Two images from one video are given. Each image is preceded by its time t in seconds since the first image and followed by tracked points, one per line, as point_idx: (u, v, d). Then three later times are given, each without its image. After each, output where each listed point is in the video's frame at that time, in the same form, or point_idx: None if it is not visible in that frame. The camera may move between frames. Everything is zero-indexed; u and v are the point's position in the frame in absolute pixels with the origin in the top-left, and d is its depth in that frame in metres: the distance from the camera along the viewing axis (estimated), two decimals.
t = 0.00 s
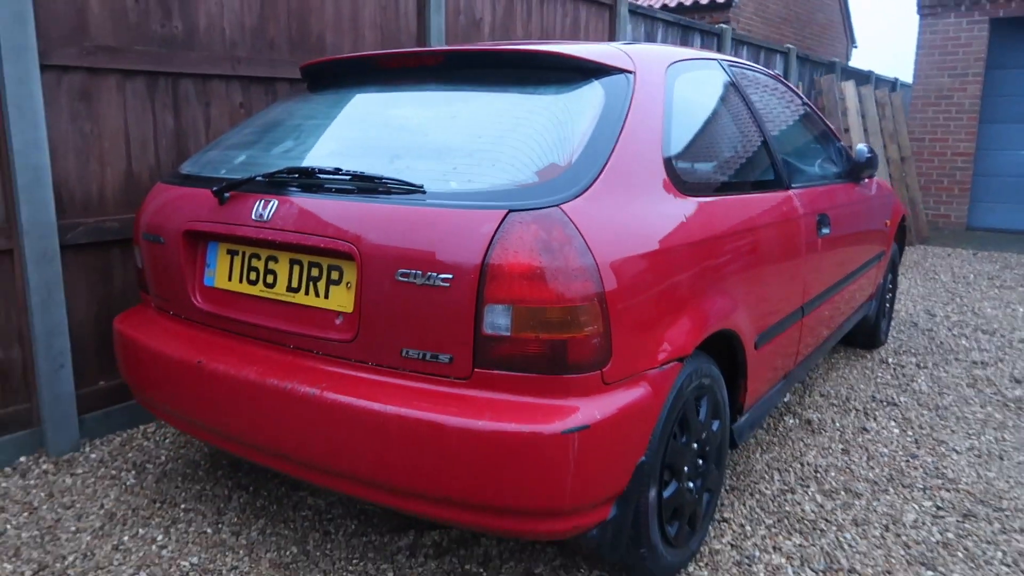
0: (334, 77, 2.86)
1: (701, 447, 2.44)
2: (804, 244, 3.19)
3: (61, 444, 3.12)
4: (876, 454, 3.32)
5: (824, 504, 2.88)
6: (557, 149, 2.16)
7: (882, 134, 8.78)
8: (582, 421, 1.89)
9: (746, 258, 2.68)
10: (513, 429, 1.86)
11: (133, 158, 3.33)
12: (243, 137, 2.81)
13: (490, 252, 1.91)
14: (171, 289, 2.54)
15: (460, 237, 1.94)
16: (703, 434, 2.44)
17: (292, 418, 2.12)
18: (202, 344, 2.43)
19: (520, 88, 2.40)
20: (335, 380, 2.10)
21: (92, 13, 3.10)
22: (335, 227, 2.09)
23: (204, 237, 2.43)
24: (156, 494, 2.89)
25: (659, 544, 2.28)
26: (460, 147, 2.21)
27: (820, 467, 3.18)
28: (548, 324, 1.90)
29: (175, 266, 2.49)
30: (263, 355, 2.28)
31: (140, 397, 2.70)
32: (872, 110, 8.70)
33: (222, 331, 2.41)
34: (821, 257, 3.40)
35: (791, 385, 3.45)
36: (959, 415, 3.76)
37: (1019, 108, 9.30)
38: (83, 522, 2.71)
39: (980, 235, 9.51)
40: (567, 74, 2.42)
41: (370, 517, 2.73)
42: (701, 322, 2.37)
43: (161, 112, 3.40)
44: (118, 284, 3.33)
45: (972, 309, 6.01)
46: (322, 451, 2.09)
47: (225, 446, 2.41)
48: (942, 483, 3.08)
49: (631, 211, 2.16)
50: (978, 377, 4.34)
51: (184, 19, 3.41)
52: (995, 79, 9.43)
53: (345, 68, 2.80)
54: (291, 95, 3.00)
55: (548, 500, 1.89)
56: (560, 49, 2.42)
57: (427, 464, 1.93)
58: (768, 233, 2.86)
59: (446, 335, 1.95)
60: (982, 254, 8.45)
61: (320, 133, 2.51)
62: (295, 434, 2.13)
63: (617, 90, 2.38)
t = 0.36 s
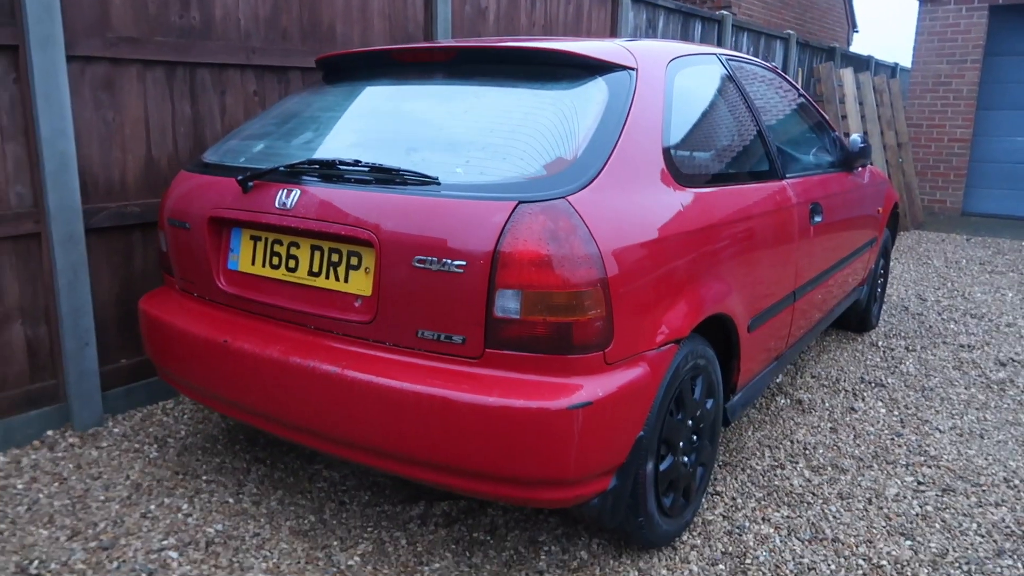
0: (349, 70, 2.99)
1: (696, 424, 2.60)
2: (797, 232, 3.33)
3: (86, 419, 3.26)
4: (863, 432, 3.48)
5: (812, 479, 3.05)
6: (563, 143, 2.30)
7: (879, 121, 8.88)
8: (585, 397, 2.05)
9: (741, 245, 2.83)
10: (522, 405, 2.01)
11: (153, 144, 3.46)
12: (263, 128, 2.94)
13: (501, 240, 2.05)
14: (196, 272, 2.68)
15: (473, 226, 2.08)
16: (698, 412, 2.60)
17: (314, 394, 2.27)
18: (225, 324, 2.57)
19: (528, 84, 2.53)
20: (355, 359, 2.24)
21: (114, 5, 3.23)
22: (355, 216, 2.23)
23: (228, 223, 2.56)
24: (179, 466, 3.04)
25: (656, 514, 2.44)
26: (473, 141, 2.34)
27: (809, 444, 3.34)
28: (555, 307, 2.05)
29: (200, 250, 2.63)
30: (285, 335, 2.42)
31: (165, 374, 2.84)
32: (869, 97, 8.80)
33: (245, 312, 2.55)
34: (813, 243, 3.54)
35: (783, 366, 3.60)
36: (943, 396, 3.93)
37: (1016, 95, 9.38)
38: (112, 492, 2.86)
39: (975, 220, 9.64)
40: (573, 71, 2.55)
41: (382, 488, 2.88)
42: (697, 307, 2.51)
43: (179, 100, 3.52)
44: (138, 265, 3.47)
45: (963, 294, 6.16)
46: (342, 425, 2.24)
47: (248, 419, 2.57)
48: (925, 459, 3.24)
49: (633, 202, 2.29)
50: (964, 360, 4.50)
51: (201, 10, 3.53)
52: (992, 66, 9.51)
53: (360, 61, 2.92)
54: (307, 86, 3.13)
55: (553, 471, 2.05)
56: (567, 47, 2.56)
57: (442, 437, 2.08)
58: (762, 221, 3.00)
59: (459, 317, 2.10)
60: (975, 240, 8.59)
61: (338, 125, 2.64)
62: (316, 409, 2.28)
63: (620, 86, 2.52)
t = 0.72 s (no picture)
0: (348, 75, 3.05)
1: (687, 421, 2.68)
2: (784, 232, 3.42)
3: (89, 419, 3.31)
4: (849, 428, 3.58)
5: (799, 474, 3.14)
6: (560, 151, 2.37)
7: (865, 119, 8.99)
8: (582, 397, 2.12)
9: (731, 247, 2.91)
10: (521, 405, 2.08)
11: (153, 147, 3.50)
12: (263, 132, 3.00)
13: (500, 245, 2.12)
14: (199, 275, 2.74)
15: (473, 232, 2.14)
16: (689, 409, 2.68)
17: (317, 394, 2.34)
18: (229, 326, 2.63)
19: (525, 91, 2.59)
20: (358, 360, 2.31)
21: (115, 10, 3.27)
22: (358, 221, 2.29)
23: (231, 227, 2.63)
24: (181, 465, 3.10)
25: (649, 509, 2.52)
26: (471, 147, 2.41)
27: (797, 440, 3.43)
28: (552, 310, 2.12)
29: (204, 254, 2.70)
30: (288, 337, 2.49)
31: (168, 374, 2.90)
32: (856, 96, 8.90)
33: (248, 314, 2.61)
34: (800, 243, 3.63)
35: (772, 364, 3.69)
36: (927, 393, 4.03)
37: (1000, 94, 9.50)
38: (116, 491, 2.92)
39: (961, 217, 9.76)
40: (568, 78, 2.62)
41: (382, 486, 2.95)
42: (688, 308, 2.59)
43: (178, 103, 3.57)
44: (138, 266, 3.52)
45: (947, 290, 6.28)
46: (344, 425, 2.30)
47: (251, 419, 2.62)
48: (908, 455, 3.34)
49: (626, 207, 2.37)
50: (947, 357, 4.61)
51: (200, 14, 3.58)
52: (977, 64, 9.62)
53: (359, 67, 2.98)
54: (307, 91, 3.19)
55: (550, 468, 2.12)
56: (562, 55, 2.62)
57: (443, 436, 2.15)
58: (751, 224, 3.08)
59: (460, 320, 2.17)
60: (960, 237, 8.71)
61: (338, 130, 2.70)
62: (320, 409, 2.35)
63: (613, 94, 2.59)
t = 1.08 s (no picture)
0: (345, 72, 3.10)
1: (673, 416, 2.78)
2: (770, 230, 3.51)
3: (88, 405, 3.37)
4: (828, 420, 3.70)
5: (779, 466, 3.25)
6: (554, 156, 2.44)
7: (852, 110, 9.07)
8: (572, 396, 2.21)
9: (718, 247, 3.00)
10: (514, 403, 2.16)
11: (150, 137, 3.54)
12: (261, 127, 3.04)
13: (496, 248, 2.19)
14: (199, 269, 2.80)
15: (470, 235, 2.22)
16: (675, 405, 2.78)
17: (316, 389, 2.41)
18: (229, 319, 2.69)
19: (520, 94, 2.66)
20: (356, 357, 2.38)
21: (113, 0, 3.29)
22: (357, 222, 2.36)
23: (231, 223, 2.69)
24: (180, 452, 3.17)
25: (634, 500, 2.62)
26: (468, 151, 2.48)
27: (778, 432, 3.55)
28: (545, 311, 2.20)
29: (204, 249, 2.75)
30: (287, 332, 2.55)
31: (166, 364, 2.96)
32: (844, 87, 8.99)
33: (248, 308, 2.68)
34: (784, 240, 3.72)
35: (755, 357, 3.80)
36: (905, 385, 4.15)
37: (991, 86, 9.56)
38: (118, 477, 2.99)
39: (944, 207, 9.89)
40: (563, 81, 2.68)
41: (376, 474, 3.04)
42: (675, 307, 2.69)
43: (175, 93, 3.60)
44: (135, 255, 3.57)
45: (928, 282, 6.40)
46: (342, 420, 2.38)
47: (249, 410, 2.69)
48: (885, 447, 3.46)
49: (618, 211, 2.44)
50: (926, 350, 4.73)
51: (197, 4, 3.60)
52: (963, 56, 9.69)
53: (357, 63, 3.03)
54: (304, 86, 3.24)
55: (542, 463, 2.21)
56: (556, 59, 2.69)
57: (438, 432, 2.23)
58: (738, 223, 3.17)
59: (456, 320, 2.24)
60: (942, 228, 8.84)
61: (337, 129, 2.76)
62: (318, 404, 2.42)
63: (607, 98, 2.65)
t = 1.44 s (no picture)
0: (286, 117, 3.15)
1: (621, 440, 2.88)
2: (705, 253, 3.66)
3: (34, 460, 3.32)
4: (769, 433, 3.85)
5: (725, 481, 3.38)
6: (495, 198, 2.54)
7: (779, 129, 9.43)
8: (523, 429, 2.29)
9: (656, 274, 3.13)
10: (467, 439, 2.23)
11: (89, 186, 3.52)
12: (204, 175, 3.07)
13: (444, 289, 2.27)
14: (146, 319, 2.80)
15: (418, 278, 2.29)
16: (623, 429, 2.88)
17: (271, 435, 2.43)
18: (179, 369, 2.69)
19: (460, 136, 2.75)
20: (309, 401, 2.41)
21: (47, 51, 3.28)
22: (306, 269, 2.41)
23: (178, 273, 2.70)
24: (131, 504, 3.14)
25: (588, 525, 2.70)
26: (413, 196, 2.56)
27: (723, 448, 3.68)
28: (493, 348, 2.28)
29: (151, 299, 2.76)
30: (238, 379, 2.57)
31: (114, 416, 2.93)
32: (770, 107, 9.35)
33: (198, 356, 2.69)
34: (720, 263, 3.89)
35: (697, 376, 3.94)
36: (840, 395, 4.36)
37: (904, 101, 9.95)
38: (67, 534, 2.95)
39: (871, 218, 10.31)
40: (501, 123, 2.78)
41: (333, 514, 3.06)
42: (618, 336, 2.80)
43: (114, 141, 3.59)
44: (77, 305, 3.53)
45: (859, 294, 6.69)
46: (297, 464, 2.41)
47: (202, 459, 2.69)
48: (823, 456, 3.63)
49: (559, 247, 2.55)
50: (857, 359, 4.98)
51: (133, 52, 3.61)
52: (881, 73, 10.06)
53: (298, 109, 3.09)
54: (246, 131, 3.27)
55: (497, 495, 2.28)
56: (494, 103, 2.79)
57: (394, 472, 2.28)
58: (674, 250, 3.31)
59: (408, 361, 2.30)
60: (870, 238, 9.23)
61: (281, 177, 2.81)
62: (273, 449, 2.44)
63: (543, 139, 2.77)
